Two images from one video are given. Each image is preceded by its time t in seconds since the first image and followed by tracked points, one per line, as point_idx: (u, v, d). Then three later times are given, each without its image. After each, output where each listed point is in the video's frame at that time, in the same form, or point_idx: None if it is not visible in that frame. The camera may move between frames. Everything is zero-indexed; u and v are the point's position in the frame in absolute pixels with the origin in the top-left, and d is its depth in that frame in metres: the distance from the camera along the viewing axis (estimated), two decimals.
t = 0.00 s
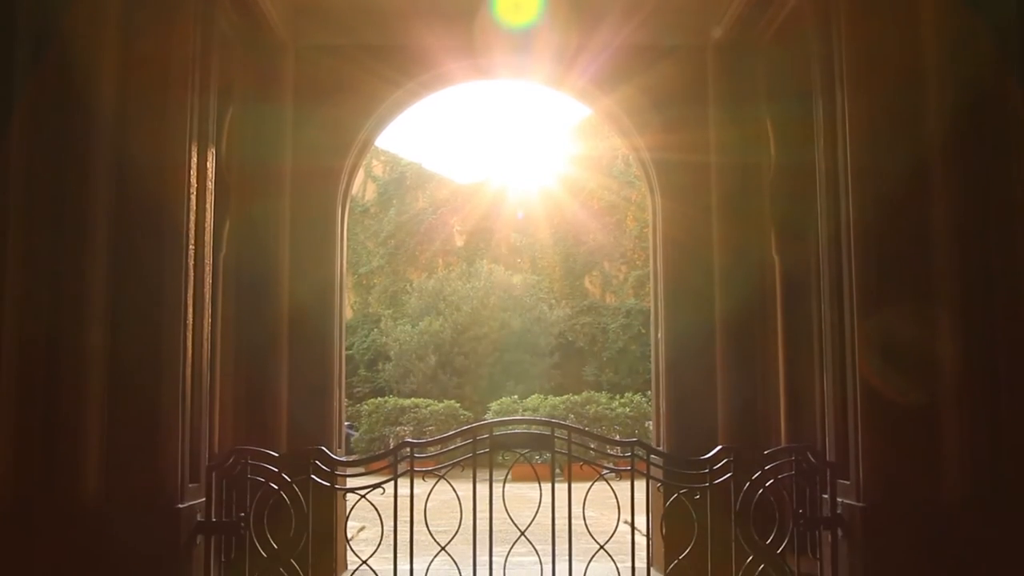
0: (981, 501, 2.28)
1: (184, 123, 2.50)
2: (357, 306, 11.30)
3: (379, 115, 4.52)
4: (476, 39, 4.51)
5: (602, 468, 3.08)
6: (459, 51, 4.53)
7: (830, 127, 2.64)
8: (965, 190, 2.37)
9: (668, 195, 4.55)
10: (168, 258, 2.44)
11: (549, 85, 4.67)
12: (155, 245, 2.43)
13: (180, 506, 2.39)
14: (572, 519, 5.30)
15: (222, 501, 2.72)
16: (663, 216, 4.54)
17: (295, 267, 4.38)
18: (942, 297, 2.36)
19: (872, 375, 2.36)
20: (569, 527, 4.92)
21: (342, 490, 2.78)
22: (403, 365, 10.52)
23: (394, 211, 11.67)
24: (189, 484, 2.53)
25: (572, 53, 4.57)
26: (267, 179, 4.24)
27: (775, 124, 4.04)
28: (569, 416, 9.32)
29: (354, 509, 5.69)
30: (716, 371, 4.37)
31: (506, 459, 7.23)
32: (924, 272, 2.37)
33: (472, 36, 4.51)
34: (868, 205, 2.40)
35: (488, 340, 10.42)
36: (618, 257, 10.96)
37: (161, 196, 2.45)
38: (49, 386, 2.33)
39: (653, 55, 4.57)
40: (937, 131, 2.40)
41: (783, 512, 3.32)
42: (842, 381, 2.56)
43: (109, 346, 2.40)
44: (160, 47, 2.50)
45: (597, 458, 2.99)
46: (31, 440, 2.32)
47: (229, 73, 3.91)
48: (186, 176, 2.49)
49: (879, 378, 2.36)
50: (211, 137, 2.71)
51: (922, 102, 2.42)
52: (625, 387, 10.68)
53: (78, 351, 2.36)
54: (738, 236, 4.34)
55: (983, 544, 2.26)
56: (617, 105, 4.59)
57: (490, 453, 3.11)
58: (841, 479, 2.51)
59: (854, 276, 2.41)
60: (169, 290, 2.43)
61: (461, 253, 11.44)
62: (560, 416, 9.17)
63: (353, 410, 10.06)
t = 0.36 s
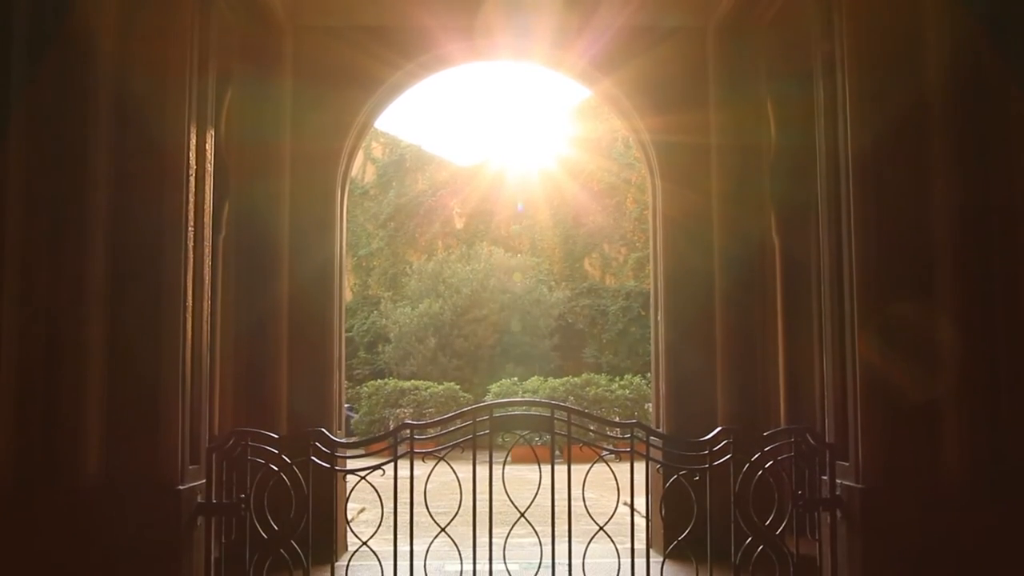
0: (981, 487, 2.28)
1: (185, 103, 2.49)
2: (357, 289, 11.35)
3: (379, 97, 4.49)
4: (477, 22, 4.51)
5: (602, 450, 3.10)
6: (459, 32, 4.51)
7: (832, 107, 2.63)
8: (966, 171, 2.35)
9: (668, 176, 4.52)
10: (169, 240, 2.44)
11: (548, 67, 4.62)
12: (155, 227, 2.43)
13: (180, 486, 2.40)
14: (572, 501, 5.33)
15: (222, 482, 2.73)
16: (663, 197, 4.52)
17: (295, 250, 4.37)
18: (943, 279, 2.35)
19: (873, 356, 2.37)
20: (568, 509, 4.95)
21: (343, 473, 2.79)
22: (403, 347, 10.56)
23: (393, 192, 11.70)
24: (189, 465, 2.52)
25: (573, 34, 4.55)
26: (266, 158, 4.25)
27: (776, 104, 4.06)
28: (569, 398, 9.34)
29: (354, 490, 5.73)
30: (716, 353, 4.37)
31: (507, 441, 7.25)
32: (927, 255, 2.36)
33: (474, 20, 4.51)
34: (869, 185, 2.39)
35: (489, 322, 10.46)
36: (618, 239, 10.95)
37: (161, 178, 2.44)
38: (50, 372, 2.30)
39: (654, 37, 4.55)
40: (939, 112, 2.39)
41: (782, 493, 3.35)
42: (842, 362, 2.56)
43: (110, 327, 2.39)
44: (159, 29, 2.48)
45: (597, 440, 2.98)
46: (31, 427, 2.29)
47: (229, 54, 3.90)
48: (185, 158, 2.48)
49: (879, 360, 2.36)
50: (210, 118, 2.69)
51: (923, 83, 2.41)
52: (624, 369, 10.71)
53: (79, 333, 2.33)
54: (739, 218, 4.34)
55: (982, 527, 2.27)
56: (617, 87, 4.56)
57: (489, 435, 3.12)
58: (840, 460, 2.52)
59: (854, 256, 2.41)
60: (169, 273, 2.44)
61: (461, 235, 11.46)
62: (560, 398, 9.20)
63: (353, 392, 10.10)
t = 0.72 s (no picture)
0: (977, 471, 2.28)
1: (182, 83, 2.46)
2: (358, 274, 11.42)
3: (378, 81, 4.47)
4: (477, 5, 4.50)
5: (602, 434, 3.09)
6: (458, 17, 4.50)
7: (831, 90, 2.62)
8: (967, 153, 2.33)
9: (668, 158, 4.49)
10: (167, 226, 2.42)
11: (548, 52, 4.62)
12: (155, 214, 2.41)
13: (180, 471, 2.39)
14: (572, 485, 5.35)
15: (222, 466, 2.72)
16: (663, 181, 4.50)
17: (294, 234, 4.36)
18: (943, 262, 2.33)
19: (871, 340, 2.37)
20: (568, 493, 4.97)
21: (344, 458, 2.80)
22: (403, 332, 10.57)
23: (393, 176, 11.76)
24: (189, 450, 2.50)
25: (573, 18, 4.55)
26: (266, 142, 4.26)
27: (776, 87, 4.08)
28: (569, 382, 9.35)
29: (354, 475, 5.76)
30: (716, 338, 4.37)
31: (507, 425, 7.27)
32: (927, 238, 2.35)
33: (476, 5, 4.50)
34: (868, 168, 2.39)
35: (489, 307, 10.46)
36: (618, 223, 10.92)
37: (159, 165, 2.43)
38: (51, 353, 2.31)
39: (655, 21, 4.52)
40: (939, 94, 2.37)
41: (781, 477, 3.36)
42: (841, 346, 2.56)
43: (110, 312, 2.38)
44: (158, 10, 2.46)
45: (597, 424, 2.98)
46: (32, 412, 2.30)
47: (229, 37, 3.92)
48: (184, 144, 2.46)
49: (879, 343, 2.37)
50: (206, 100, 2.64)
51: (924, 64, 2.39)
52: (625, 354, 10.70)
53: (78, 317, 2.33)
54: (739, 202, 4.35)
55: (980, 511, 2.26)
56: (616, 71, 4.54)
57: (489, 419, 3.12)
58: (840, 445, 2.52)
59: (853, 240, 2.41)
60: (168, 260, 2.42)
61: (461, 219, 11.50)
62: (560, 382, 9.21)
63: (353, 376, 10.15)
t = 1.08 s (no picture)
0: (977, 457, 2.29)
1: (180, 65, 2.39)
2: (357, 261, 11.46)
3: (378, 68, 4.46)
4: None
5: (602, 422, 3.09)
6: (457, 4, 4.50)
7: (832, 73, 2.60)
8: (965, 139, 2.33)
9: (668, 145, 4.48)
10: (167, 210, 2.34)
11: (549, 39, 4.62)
12: (154, 198, 2.33)
13: (180, 457, 2.31)
14: (571, 472, 5.37)
15: (222, 454, 2.71)
16: (662, 168, 4.49)
17: (292, 222, 4.35)
18: (942, 249, 2.33)
19: (872, 327, 2.35)
20: (568, 480, 5.00)
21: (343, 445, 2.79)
22: (403, 320, 10.55)
23: (393, 163, 11.79)
24: (189, 437, 2.43)
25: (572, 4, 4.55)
26: (265, 129, 4.26)
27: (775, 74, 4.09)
28: (569, 369, 9.36)
29: (354, 462, 5.78)
30: (716, 325, 4.37)
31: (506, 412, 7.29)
32: (927, 224, 2.34)
33: None
34: (870, 153, 2.37)
35: (488, 295, 10.47)
36: (618, 211, 10.92)
37: (157, 147, 2.34)
38: (50, 343, 2.26)
39: (655, 7, 4.51)
40: (939, 78, 2.36)
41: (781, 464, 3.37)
42: (842, 334, 2.55)
43: (108, 299, 2.31)
44: None
45: (597, 412, 2.97)
46: (31, 390, 2.25)
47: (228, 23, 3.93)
48: (184, 125, 2.39)
49: (882, 329, 2.35)
50: (207, 86, 2.62)
51: (925, 49, 2.37)
52: (625, 341, 10.71)
53: (77, 302, 2.28)
54: (739, 188, 4.36)
55: (980, 496, 2.27)
56: (616, 58, 4.53)
57: (489, 405, 3.12)
58: (840, 432, 2.52)
59: (853, 226, 2.39)
60: (167, 245, 2.34)
61: (461, 206, 11.53)
62: (560, 369, 9.22)
63: (353, 364, 10.17)
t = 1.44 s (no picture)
0: (977, 446, 2.29)
1: (179, 54, 2.37)
2: (357, 251, 11.47)
3: (378, 57, 4.45)
4: None
5: (601, 412, 3.09)
6: None
7: (833, 62, 2.59)
8: (966, 126, 2.32)
9: (668, 136, 4.47)
10: (167, 199, 2.33)
11: (548, 28, 4.67)
12: (152, 188, 2.32)
13: (180, 448, 2.31)
14: (571, 462, 5.39)
15: (222, 444, 2.70)
16: (662, 158, 4.48)
17: (292, 212, 4.35)
18: (943, 237, 2.33)
19: (873, 316, 2.35)
20: (567, 469, 5.01)
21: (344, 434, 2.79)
22: (403, 310, 10.50)
23: (392, 153, 11.78)
24: (190, 427, 2.43)
25: None
26: (265, 119, 4.25)
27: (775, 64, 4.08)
28: (568, 360, 9.36)
29: (354, 452, 5.80)
30: (716, 316, 4.37)
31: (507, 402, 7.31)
32: (927, 213, 2.33)
33: None
34: (871, 141, 2.37)
35: (488, 285, 10.46)
36: (618, 201, 10.90)
37: (156, 135, 2.33)
38: (50, 334, 2.26)
39: None
40: (941, 67, 2.35)
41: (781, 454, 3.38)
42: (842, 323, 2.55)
43: (108, 289, 2.30)
44: None
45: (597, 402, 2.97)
46: (32, 389, 2.25)
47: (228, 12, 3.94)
48: (182, 114, 2.37)
49: (882, 319, 2.35)
50: (207, 76, 2.62)
51: (926, 36, 2.36)
52: (624, 332, 10.70)
53: (77, 292, 2.28)
54: (740, 178, 4.35)
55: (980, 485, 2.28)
56: (616, 48, 4.53)
57: (489, 395, 3.11)
58: (840, 422, 2.51)
59: (854, 215, 2.38)
60: (165, 234, 2.32)
61: (461, 196, 11.53)
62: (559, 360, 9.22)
63: (353, 354, 10.19)
